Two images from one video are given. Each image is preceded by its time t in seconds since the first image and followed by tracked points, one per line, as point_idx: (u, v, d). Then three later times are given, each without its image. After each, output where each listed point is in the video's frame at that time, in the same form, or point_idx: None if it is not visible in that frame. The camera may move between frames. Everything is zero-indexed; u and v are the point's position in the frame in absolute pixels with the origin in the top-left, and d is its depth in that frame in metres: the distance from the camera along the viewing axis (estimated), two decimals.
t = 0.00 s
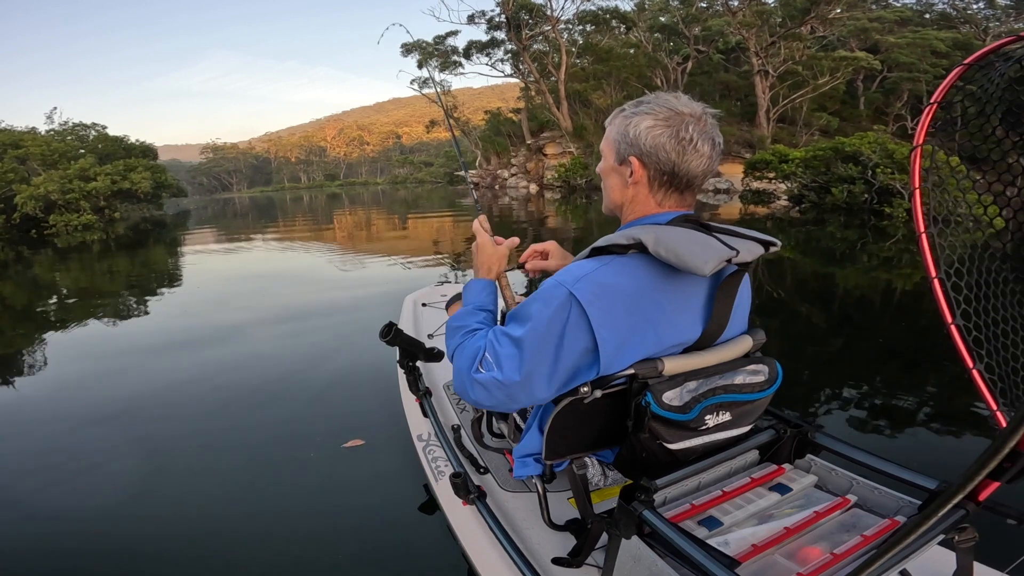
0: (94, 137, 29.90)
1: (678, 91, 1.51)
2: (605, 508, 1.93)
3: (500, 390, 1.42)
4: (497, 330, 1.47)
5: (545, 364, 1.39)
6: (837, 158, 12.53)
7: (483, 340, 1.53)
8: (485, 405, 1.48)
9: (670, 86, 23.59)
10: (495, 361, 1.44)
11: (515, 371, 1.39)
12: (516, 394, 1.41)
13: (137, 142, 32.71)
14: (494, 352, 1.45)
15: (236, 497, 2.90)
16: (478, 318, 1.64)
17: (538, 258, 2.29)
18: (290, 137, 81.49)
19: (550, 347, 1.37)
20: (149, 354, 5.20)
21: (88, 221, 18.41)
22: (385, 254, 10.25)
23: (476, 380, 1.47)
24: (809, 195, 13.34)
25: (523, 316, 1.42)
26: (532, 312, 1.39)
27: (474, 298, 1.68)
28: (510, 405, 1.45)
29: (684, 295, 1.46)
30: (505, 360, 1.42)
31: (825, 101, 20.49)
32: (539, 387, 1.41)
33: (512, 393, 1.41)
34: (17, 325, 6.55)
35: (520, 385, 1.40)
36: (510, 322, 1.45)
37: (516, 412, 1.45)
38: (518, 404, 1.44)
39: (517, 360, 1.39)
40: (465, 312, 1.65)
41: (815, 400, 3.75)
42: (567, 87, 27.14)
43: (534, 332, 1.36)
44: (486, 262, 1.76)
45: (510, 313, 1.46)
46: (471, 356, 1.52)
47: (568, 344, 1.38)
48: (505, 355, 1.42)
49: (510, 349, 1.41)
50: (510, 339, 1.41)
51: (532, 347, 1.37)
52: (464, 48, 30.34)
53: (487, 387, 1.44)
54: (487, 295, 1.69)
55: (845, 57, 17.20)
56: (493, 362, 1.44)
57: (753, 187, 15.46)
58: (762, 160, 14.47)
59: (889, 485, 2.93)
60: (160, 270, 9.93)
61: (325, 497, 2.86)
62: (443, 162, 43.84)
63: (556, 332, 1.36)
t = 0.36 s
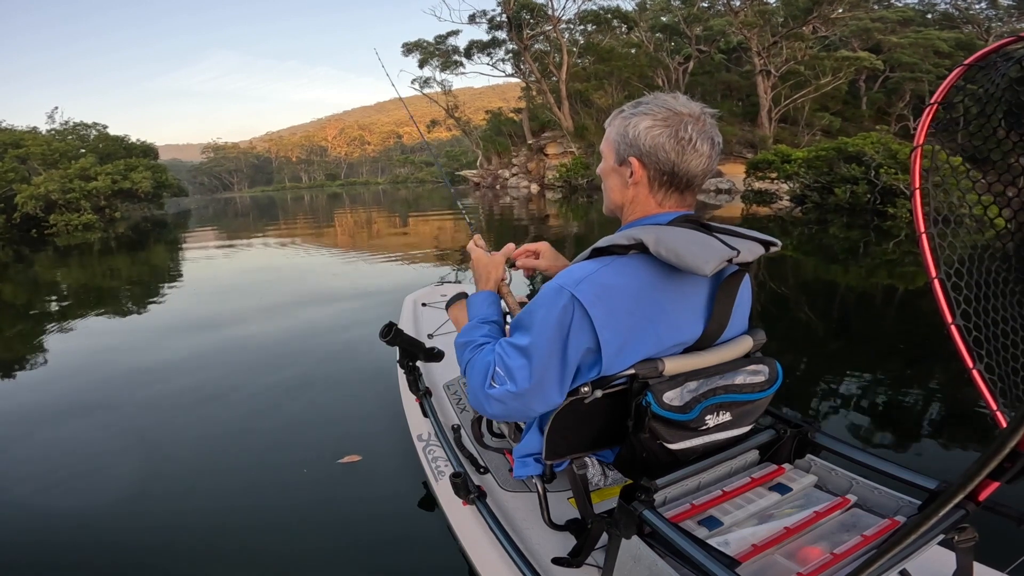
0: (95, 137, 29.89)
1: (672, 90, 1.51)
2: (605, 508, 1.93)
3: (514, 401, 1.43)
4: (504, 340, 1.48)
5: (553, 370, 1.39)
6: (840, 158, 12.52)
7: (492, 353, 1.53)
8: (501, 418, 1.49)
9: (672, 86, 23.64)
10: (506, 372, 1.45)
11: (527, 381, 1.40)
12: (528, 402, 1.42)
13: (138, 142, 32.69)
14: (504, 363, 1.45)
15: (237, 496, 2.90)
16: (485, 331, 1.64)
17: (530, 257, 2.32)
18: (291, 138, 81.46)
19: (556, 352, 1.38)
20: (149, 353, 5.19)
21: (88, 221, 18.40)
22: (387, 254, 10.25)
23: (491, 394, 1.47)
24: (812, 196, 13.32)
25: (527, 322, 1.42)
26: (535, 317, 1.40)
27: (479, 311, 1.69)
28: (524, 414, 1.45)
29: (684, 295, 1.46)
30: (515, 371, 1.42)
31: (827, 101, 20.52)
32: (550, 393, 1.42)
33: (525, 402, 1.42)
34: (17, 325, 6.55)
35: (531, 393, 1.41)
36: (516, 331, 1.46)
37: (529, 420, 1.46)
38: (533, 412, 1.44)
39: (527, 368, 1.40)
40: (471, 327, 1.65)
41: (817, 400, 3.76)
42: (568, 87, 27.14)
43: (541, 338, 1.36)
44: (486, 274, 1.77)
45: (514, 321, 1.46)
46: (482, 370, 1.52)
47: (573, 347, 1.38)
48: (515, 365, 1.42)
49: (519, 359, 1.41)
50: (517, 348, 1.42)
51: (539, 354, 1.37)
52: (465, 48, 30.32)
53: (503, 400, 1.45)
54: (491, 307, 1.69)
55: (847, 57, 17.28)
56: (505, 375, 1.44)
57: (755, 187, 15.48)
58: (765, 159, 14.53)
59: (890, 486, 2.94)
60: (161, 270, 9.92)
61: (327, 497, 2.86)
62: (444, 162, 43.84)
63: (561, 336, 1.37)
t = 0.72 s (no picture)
0: (96, 137, 29.88)
1: (669, 92, 1.51)
2: (605, 508, 1.93)
3: (518, 407, 1.43)
4: (505, 347, 1.48)
5: (556, 373, 1.39)
6: (843, 159, 12.54)
7: (493, 360, 1.53)
8: (505, 424, 1.49)
9: (673, 86, 23.74)
10: (509, 378, 1.44)
11: (529, 385, 1.40)
12: (533, 405, 1.42)
13: (139, 142, 32.68)
14: (506, 368, 1.45)
15: (238, 496, 2.91)
16: (484, 340, 1.65)
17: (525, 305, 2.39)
18: (292, 138, 81.45)
19: (558, 355, 1.38)
20: (149, 353, 5.21)
21: (89, 221, 18.40)
22: (389, 254, 10.26)
23: (494, 401, 1.47)
24: (814, 197, 13.32)
25: (528, 327, 1.42)
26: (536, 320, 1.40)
27: (476, 323, 1.70)
28: (529, 418, 1.45)
29: (684, 295, 1.46)
30: (518, 376, 1.42)
31: (829, 102, 20.57)
32: (552, 395, 1.42)
33: (529, 406, 1.42)
34: (18, 325, 6.54)
35: (534, 397, 1.41)
36: (517, 336, 1.46)
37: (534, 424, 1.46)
38: (536, 416, 1.45)
39: (530, 372, 1.40)
40: (470, 337, 1.66)
41: (818, 401, 3.76)
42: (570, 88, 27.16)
43: (542, 341, 1.36)
44: (478, 291, 1.79)
45: (515, 325, 1.47)
46: (484, 378, 1.52)
47: (575, 348, 1.38)
48: (517, 370, 1.42)
49: (521, 363, 1.42)
50: (519, 352, 1.42)
51: (541, 358, 1.37)
52: (466, 48, 30.32)
53: (506, 406, 1.45)
54: (488, 317, 1.70)
55: (849, 57, 17.35)
56: (507, 380, 1.44)
57: (757, 188, 15.55)
58: (766, 160, 14.63)
59: (891, 486, 2.95)
60: (162, 270, 9.91)
61: (327, 496, 2.87)
62: (445, 162, 43.84)
63: (562, 338, 1.37)
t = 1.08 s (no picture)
0: (97, 137, 29.87)
1: (667, 91, 1.52)
2: (605, 508, 1.93)
3: (517, 407, 1.43)
4: (504, 349, 1.48)
5: (555, 374, 1.40)
6: (846, 159, 12.56)
7: (493, 362, 1.53)
8: (507, 426, 1.49)
9: (675, 86, 23.81)
10: (508, 379, 1.44)
11: (529, 385, 1.40)
12: (532, 406, 1.42)
13: (140, 142, 32.68)
14: (506, 370, 1.45)
15: (239, 496, 2.91)
16: (483, 344, 1.66)
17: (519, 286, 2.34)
18: (294, 137, 81.43)
19: (558, 354, 1.38)
20: (150, 353, 5.21)
21: (89, 221, 18.40)
22: (391, 254, 10.27)
23: (495, 402, 1.47)
24: (817, 197, 13.32)
25: (528, 328, 1.42)
26: (536, 321, 1.40)
27: (476, 327, 1.70)
28: (528, 419, 1.46)
29: (684, 294, 1.46)
30: (517, 377, 1.42)
31: (831, 102, 20.64)
32: (553, 396, 1.42)
33: (529, 407, 1.42)
34: (18, 325, 6.54)
35: (533, 398, 1.41)
36: (517, 337, 1.46)
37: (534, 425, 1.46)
38: (537, 416, 1.45)
39: (528, 373, 1.40)
40: (470, 341, 1.66)
41: (821, 401, 3.75)
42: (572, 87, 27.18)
43: (542, 342, 1.37)
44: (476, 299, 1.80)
45: (515, 327, 1.47)
46: (484, 380, 1.52)
47: (574, 348, 1.38)
48: (517, 371, 1.42)
49: (520, 364, 1.42)
50: (519, 353, 1.42)
51: (541, 358, 1.37)
52: (468, 47, 30.33)
53: (507, 408, 1.45)
54: (488, 321, 1.70)
55: (853, 57, 17.35)
56: (507, 382, 1.45)
57: (759, 188, 15.61)
58: (769, 160, 14.69)
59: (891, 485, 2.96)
60: (163, 270, 9.91)
61: (328, 497, 2.87)
62: (446, 162, 43.83)
63: (562, 338, 1.37)
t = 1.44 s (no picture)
0: (98, 137, 29.88)
1: (665, 91, 1.52)
2: (605, 508, 1.93)
3: (515, 406, 1.44)
4: (503, 348, 1.49)
5: (553, 373, 1.40)
6: (849, 158, 12.58)
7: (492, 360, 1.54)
8: (505, 424, 1.50)
9: (677, 86, 23.86)
10: (506, 378, 1.45)
11: (527, 383, 1.40)
12: (530, 404, 1.43)
13: (141, 141, 32.71)
14: (504, 368, 1.46)
15: (239, 495, 2.91)
16: (479, 343, 1.67)
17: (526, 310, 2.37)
18: (295, 137, 81.51)
19: (558, 354, 1.38)
20: (151, 352, 5.20)
21: (90, 221, 18.41)
22: (393, 254, 10.28)
23: (493, 401, 1.49)
24: (820, 197, 13.30)
25: (527, 327, 1.43)
26: (535, 320, 1.40)
27: (471, 329, 1.71)
28: (526, 418, 1.46)
29: (684, 294, 1.46)
30: (515, 375, 1.43)
31: (834, 101, 20.70)
32: (552, 394, 1.42)
33: (526, 405, 1.43)
34: (20, 324, 6.55)
35: (530, 396, 1.42)
36: (516, 336, 1.46)
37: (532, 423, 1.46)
38: (536, 415, 1.45)
39: (526, 372, 1.40)
40: (466, 341, 1.68)
41: (823, 402, 3.75)
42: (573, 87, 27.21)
43: (540, 340, 1.37)
44: (470, 303, 1.81)
45: (514, 326, 1.48)
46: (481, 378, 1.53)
47: (573, 347, 1.38)
48: (514, 369, 1.43)
49: (519, 362, 1.42)
50: (517, 352, 1.43)
51: (541, 356, 1.37)
52: (469, 47, 30.34)
53: (505, 406, 1.46)
54: (486, 321, 1.71)
55: (856, 57, 17.34)
56: (505, 380, 1.45)
57: (762, 188, 15.62)
58: (772, 160, 14.69)
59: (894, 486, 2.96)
60: (165, 270, 9.91)
61: (328, 496, 2.88)
62: (448, 162, 43.84)
63: (561, 337, 1.37)
